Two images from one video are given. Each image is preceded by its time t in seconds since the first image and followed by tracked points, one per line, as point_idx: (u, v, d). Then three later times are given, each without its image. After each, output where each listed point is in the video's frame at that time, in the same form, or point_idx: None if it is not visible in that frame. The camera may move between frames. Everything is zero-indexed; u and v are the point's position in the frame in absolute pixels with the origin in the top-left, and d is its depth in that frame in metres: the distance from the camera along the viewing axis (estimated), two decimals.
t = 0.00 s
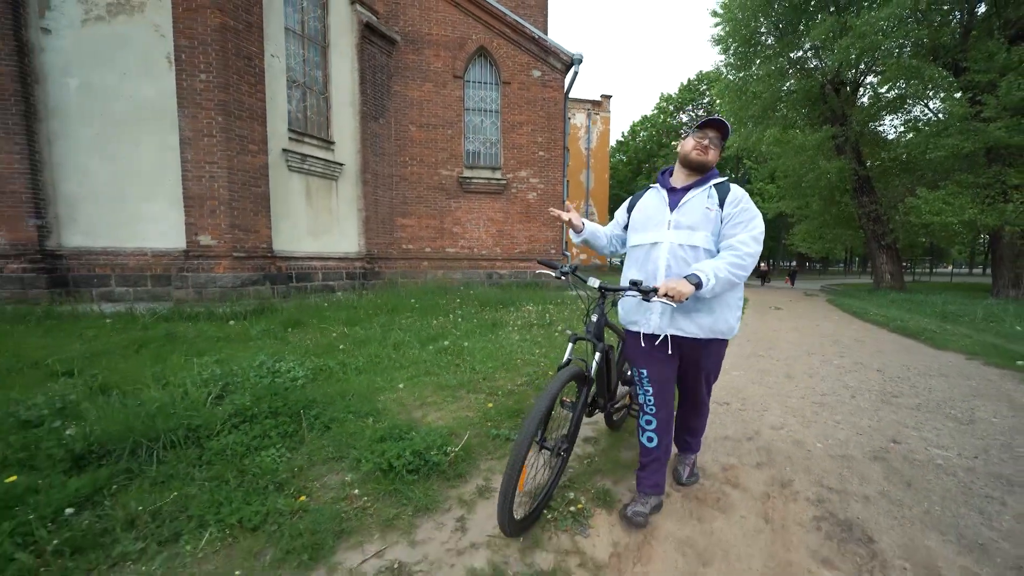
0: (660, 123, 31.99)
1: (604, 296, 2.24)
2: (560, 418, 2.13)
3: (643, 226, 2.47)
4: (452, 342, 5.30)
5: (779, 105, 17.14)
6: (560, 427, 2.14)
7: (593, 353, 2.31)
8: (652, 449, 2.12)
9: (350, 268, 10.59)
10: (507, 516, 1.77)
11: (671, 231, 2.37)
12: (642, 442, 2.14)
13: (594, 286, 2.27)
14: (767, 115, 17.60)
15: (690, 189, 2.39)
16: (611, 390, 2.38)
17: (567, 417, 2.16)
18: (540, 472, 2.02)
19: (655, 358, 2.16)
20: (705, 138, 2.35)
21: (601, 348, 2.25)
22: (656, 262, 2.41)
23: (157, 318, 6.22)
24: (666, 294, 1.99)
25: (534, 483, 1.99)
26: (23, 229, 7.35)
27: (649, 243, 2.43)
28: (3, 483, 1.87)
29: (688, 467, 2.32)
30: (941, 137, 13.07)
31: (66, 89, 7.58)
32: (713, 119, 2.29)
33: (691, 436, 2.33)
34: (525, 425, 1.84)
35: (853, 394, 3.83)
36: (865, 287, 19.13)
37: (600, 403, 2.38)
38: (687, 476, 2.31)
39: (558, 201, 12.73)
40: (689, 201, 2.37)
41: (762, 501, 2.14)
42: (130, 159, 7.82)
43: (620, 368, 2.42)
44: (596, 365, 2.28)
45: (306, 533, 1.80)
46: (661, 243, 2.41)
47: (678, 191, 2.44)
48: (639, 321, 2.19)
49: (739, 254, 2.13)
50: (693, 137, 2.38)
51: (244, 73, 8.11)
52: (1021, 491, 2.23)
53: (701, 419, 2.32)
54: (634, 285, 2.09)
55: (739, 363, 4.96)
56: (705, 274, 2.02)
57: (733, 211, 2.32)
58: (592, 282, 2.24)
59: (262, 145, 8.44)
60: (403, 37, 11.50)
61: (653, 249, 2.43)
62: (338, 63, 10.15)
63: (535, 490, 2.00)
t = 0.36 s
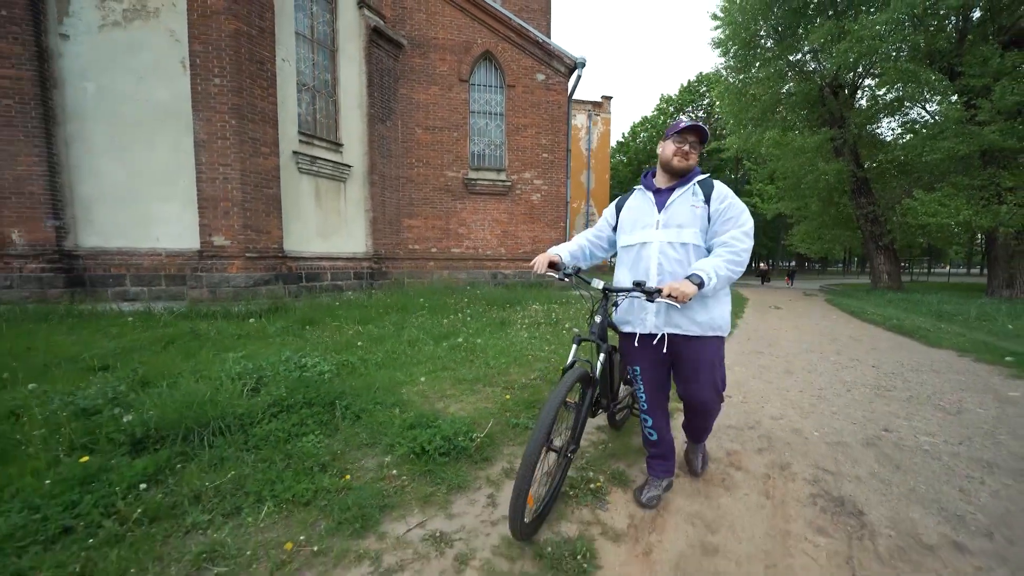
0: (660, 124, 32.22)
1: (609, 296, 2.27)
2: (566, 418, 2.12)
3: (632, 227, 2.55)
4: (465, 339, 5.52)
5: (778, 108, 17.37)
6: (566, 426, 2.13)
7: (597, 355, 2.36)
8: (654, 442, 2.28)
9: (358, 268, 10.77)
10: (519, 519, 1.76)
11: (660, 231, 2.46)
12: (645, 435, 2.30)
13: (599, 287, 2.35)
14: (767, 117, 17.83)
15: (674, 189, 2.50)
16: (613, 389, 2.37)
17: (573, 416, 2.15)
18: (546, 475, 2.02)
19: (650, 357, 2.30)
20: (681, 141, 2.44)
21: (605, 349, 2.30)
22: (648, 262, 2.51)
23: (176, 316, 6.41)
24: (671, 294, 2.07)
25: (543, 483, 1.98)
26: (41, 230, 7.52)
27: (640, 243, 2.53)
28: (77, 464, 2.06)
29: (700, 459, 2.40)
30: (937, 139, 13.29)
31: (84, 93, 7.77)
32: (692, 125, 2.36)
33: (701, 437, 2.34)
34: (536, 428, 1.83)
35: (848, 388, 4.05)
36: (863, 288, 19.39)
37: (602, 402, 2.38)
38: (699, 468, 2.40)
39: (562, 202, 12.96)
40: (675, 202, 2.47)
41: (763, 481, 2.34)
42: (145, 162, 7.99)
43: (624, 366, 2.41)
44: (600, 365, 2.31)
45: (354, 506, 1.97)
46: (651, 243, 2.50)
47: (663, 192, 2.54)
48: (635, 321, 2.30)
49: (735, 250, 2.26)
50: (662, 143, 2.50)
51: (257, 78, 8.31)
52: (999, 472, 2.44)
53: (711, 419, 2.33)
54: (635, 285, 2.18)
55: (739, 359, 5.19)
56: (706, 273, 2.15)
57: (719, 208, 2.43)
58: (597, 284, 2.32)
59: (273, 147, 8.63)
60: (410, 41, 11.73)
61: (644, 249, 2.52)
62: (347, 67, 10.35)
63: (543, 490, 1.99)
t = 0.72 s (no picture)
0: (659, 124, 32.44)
1: (602, 291, 2.35)
2: (563, 413, 2.16)
3: (627, 226, 2.58)
4: (475, 335, 5.75)
5: (776, 109, 17.60)
6: (563, 421, 2.17)
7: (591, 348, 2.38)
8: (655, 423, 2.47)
9: (365, 268, 10.98)
10: (516, 512, 1.80)
11: (654, 231, 2.50)
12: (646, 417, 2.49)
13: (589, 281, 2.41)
14: (765, 118, 18.06)
15: (667, 190, 2.50)
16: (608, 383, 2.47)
17: (569, 412, 2.19)
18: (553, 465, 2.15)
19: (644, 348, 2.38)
20: (660, 144, 2.47)
21: (599, 343, 2.32)
22: (641, 261, 2.54)
23: (194, 314, 6.63)
24: (660, 285, 2.07)
25: (539, 477, 2.04)
26: (59, 231, 7.74)
27: (633, 243, 2.55)
28: (142, 443, 2.29)
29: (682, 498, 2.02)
30: (932, 141, 13.52)
31: (100, 98, 7.98)
32: (664, 126, 2.42)
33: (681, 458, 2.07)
34: (517, 450, 1.79)
35: (840, 379, 4.28)
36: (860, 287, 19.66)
37: (600, 398, 2.46)
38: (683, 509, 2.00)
39: (564, 202, 13.20)
40: (667, 203, 2.47)
41: (759, 460, 2.57)
42: (159, 165, 8.20)
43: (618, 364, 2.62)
44: (595, 359, 2.31)
45: (393, 480, 2.17)
46: (645, 243, 2.53)
47: (657, 192, 2.55)
48: (630, 316, 2.36)
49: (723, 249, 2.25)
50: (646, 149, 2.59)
51: (268, 82, 8.51)
52: (973, 451, 2.68)
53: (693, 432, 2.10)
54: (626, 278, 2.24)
55: (738, 354, 5.42)
56: (696, 269, 2.15)
57: (710, 210, 2.43)
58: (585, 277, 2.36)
59: (283, 150, 8.84)
60: (415, 45, 11.96)
61: (638, 248, 2.54)
62: (353, 71, 10.56)
63: (540, 484, 2.05)
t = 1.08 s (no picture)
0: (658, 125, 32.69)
1: (595, 292, 2.37)
2: (561, 412, 2.22)
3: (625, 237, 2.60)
4: (484, 332, 5.99)
5: (775, 111, 17.85)
6: (561, 420, 2.22)
7: (587, 347, 2.39)
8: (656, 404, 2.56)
9: (372, 268, 11.19)
10: (507, 509, 1.86)
11: (651, 241, 2.51)
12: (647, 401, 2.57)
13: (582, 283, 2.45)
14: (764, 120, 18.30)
15: (666, 200, 2.49)
16: (606, 380, 2.48)
17: (567, 411, 2.24)
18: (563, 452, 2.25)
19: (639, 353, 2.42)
20: (660, 148, 2.42)
21: (594, 343, 2.33)
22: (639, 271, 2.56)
23: (210, 314, 6.83)
24: (647, 283, 2.08)
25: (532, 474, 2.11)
26: (76, 232, 7.97)
27: (631, 253, 2.56)
28: (193, 429, 2.50)
29: (668, 505, 2.05)
30: (927, 143, 13.77)
31: (115, 102, 8.18)
32: (663, 129, 2.36)
33: (670, 466, 2.11)
34: (500, 450, 1.84)
35: (834, 374, 4.52)
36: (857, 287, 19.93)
37: (600, 396, 2.48)
38: (668, 517, 2.03)
39: (566, 204, 13.43)
40: (665, 214, 2.46)
41: (757, 446, 2.79)
42: (172, 167, 8.40)
43: (616, 359, 2.60)
44: (591, 358, 2.31)
45: (424, 462, 2.39)
46: (643, 253, 2.55)
47: (656, 202, 2.55)
48: (628, 323, 2.36)
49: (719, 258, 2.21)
50: (645, 153, 2.55)
51: (279, 87, 8.72)
52: (953, 437, 2.91)
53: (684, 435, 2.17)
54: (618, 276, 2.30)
55: (737, 351, 5.65)
56: (689, 271, 2.11)
57: (710, 220, 2.40)
58: (579, 279, 2.44)
59: (293, 153, 9.04)
60: (420, 49, 12.18)
61: (637, 258, 2.56)
62: (360, 75, 10.76)
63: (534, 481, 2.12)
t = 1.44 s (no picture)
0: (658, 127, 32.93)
1: (594, 295, 2.43)
2: (560, 412, 2.30)
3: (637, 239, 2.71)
4: (494, 331, 6.18)
5: (774, 114, 18.08)
6: (559, 420, 2.30)
7: (586, 349, 2.45)
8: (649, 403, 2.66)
9: (378, 268, 11.38)
10: (504, 508, 1.91)
11: (664, 241, 2.60)
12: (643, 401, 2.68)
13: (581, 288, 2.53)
14: (763, 123, 18.52)
15: (677, 200, 2.58)
16: (606, 383, 2.58)
17: (565, 411, 2.32)
18: (561, 454, 2.32)
19: (645, 353, 2.55)
20: (663, 153, 2.52)
21: (594, 344, 2.39)
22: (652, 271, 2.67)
23: (225, 313, 7.01)
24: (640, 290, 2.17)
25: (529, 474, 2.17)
26: (91, 233, 8.15)
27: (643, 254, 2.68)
28: (238, 419, 2.69)
29: (680, 488, 2.25)
30: (923, 147, 14.00)
31: (130, 106, 8.36)
32: (663, 135, 2.48)
33: (681, 456, 2.30)
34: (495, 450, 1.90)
35: (830, 371, 4.74)
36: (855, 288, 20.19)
37: (601, 399, 2.57)
38: (680, 498, 2.23)
39: (569, 205, 13.65)
40: (677, 214, 2.56)
41: (758, 436, 3.00)
42: (186, 169, 8.58)
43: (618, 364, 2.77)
44: (589, 359, 2.37)
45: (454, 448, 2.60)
46: (656, 254, 2.64)
47: (667, 202, 2.64)
48: (642, 325, 2.50)
49: (719, 255, 2.25)
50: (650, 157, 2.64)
51: (290, 91, 8.90)
52: (940, 428, 3.13)
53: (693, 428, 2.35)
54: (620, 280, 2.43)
55: (738, 350, 5.85)
56: (686, 272, 2.22)
57: (720, 217, 2.47)
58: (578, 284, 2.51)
59: (303, 155, 9.22)
60: (426, 53, 12.38)
61: (650, 258, 2.66)
62: (367, 79, 10.97)
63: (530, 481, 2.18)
